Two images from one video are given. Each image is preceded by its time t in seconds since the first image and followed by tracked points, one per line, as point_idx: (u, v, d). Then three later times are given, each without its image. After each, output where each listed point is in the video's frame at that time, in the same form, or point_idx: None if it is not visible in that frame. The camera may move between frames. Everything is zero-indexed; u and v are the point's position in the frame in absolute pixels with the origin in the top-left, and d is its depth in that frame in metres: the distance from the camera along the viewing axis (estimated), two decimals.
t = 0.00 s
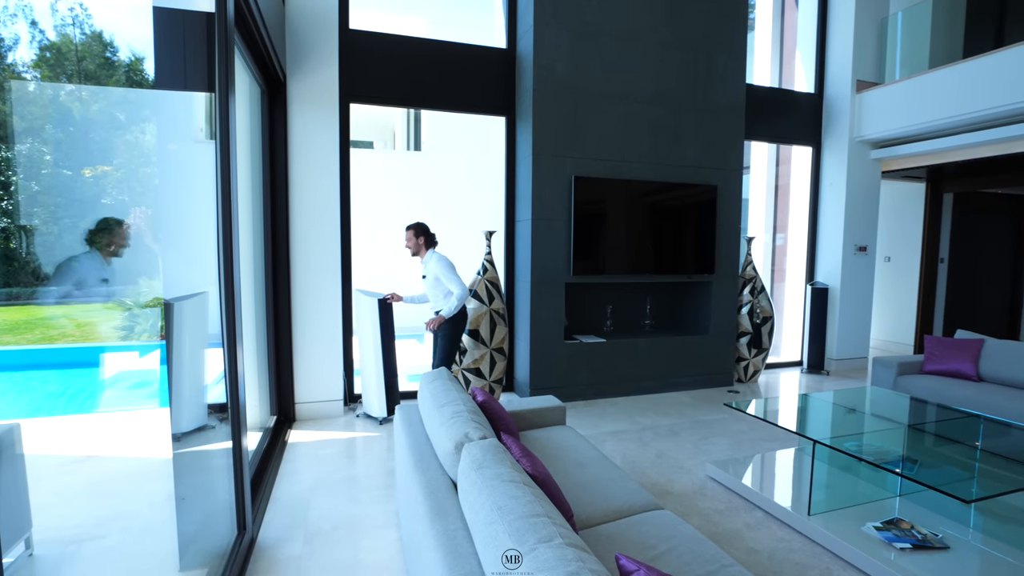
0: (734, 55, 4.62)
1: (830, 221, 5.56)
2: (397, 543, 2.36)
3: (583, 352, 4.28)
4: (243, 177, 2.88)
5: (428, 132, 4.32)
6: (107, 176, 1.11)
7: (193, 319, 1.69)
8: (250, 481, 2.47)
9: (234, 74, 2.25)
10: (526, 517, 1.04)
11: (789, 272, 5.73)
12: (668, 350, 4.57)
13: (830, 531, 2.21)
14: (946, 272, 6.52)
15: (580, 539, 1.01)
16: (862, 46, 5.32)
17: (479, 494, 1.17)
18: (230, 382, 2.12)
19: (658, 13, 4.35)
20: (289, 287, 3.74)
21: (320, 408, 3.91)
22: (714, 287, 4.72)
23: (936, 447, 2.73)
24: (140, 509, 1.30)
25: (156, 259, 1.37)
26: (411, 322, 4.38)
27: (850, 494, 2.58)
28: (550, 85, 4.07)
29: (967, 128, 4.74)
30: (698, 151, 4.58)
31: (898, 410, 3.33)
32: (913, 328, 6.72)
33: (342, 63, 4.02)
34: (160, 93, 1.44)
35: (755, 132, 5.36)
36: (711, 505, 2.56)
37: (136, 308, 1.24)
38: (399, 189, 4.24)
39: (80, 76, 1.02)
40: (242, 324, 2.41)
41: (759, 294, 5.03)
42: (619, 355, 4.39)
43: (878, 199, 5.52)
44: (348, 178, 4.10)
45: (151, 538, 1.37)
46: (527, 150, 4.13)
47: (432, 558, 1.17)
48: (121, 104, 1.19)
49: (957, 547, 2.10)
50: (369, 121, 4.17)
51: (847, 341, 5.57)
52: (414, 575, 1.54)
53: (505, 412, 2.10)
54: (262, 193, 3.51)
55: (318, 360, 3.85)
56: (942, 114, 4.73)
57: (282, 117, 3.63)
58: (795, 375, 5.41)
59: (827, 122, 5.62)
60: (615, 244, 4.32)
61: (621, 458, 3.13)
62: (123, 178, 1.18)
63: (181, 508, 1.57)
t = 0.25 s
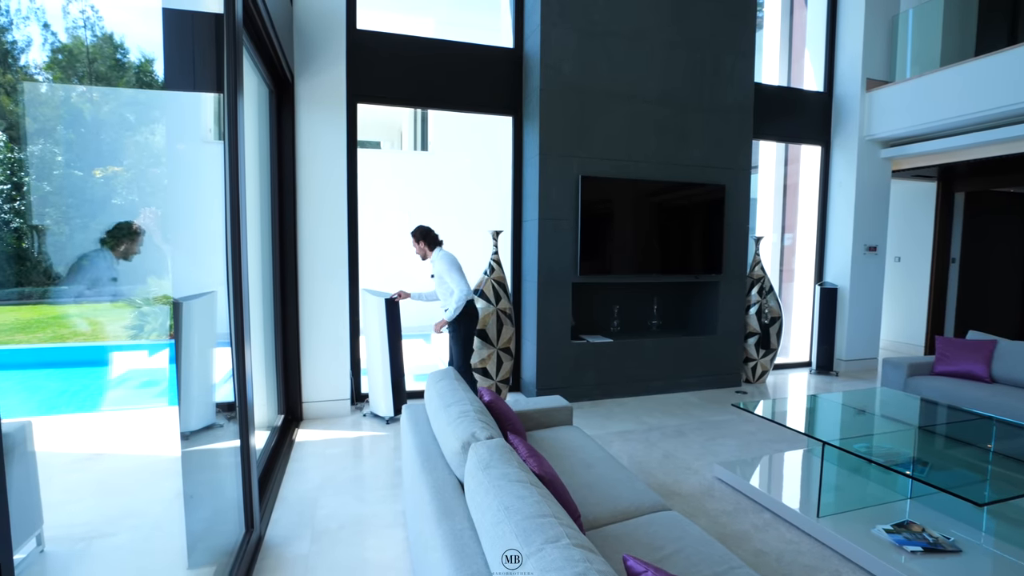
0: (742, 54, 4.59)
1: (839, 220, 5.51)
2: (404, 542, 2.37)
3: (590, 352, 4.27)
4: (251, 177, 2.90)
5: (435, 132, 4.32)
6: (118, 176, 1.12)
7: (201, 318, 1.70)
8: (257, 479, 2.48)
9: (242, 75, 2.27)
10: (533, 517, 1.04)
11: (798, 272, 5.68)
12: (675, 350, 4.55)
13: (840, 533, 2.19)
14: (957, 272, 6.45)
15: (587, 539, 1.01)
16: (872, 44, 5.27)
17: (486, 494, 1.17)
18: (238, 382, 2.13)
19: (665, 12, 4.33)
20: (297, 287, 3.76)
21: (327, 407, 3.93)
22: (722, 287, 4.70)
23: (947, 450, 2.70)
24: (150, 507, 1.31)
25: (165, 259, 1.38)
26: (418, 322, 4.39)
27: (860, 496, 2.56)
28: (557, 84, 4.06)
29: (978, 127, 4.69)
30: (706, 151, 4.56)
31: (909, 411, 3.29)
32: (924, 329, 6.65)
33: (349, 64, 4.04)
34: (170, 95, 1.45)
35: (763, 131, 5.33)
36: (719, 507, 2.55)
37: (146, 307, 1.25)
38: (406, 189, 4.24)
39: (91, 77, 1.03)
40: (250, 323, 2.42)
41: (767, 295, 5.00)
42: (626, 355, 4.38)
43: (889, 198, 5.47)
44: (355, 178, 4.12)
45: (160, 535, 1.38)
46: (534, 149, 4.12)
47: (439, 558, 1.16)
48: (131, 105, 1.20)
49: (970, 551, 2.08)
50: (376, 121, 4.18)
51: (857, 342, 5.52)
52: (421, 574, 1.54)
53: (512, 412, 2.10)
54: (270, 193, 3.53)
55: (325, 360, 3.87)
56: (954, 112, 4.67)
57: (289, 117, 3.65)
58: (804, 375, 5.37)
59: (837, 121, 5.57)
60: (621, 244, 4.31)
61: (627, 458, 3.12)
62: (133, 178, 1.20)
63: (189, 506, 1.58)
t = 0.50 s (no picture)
0: (750, 52, 4.57)
1: (849, 220, 5.47)
2: (411, 541, 2.37)
3: (597, 352, 4.26)
4: (259, 176, 2.92)
5: (442, 132, 4.33)
6: (127, 176, 1.12)
7: (210, 317, 1.71)
8: (265, 478, 2.50)
9: (251, 75, 2.28)
10: (540, 517, 1.03)
11: (806, 272, 5.64)
12: (682, 350, 4.53)
13: (851, 536, 2.17)
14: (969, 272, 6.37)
15: (595, 539, 1.00)
16: (882, 42, 5.22)
17: (494, 494, 1.16)
18: (246, 380, 2.14)
19: (673, 11, 4.31)
20: (305, 286, 3.77)
21: (334, 407, 3.94)
22: (730, 287, 4.67)
23: (959, 452, 2.67)
24: (159, 505, 1.32)
25: (174, 258, 1.39)
26: (425, 321, 4.40)
27: (870, 498, 2.53)
28: (564, 84, 4.06)
29: (990, 125, 4.63)
30: (714, 150, 4.54)
31: (920, 412, 3.26)
32: (935, 330, 6.58)
33: (357, 64, 4.05)
34: (179, 96, 1.46)
35: (772, 130, 5.29)
36: (727, 508, 2.53)
37: (155, 306, 1.26)
38: (413, 189, 4.25)
39: (102, 79, 1.04)
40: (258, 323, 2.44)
41: (776, 295, 4.97)
42: (633, 355, 4.36)
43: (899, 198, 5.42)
44: (363, 178, 4.13)
45: (169, 532, 1.39)
46: (541, 149, 4.12)
47: (447, 558, 1.16)
48: (141, 106, 1.21)
49: (982, 554, 2.05)
50: (383, 121, 4.19)
51: (867, 343, 5.47)
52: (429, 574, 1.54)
53: (519, 412, 2.09)
54: (278, 193, 3.55)
55: (333, 359, 3.88)
56: (968, 110, 4.59)
57: (297, 117, 3.67)
58: (813, 376, 5.33)
59: (847, 120, 5.53)
60: (629, 244, 4.30)
61: (635, 459, 3.11)
62: (142, 178, 1.20)
63: (198, 504, 1.59)
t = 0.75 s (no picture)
0: (760, 50, 4.53)
1: (859, 219, 5.41)
2: (418, 541, 2.37)
3: (605, 352, 4.24)
4: (268, 176, 2.93)
5: (449, 132, 4.33)
6: (138, 177, 1.13)
7: (218, 316, 1.71)
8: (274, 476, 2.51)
9: (260, 75, 2.29)
10: (549, 518, 1.02)
11: (816, 272, 5.59)
12: (691, 351, 4.50)
13: (863, 539, 2.14)
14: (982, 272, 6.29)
15: (605, 541, 0.99)
16: (894, 39, 5.16)
17: (503, 494, 1.16)
18: (254, 379, 2.15)
19: (682, 9, 4.29)
20: (313, 286, 3.78)
21: (342, 406, 3.95)
22: (739, 287, 4.64)
23: (972, 454, 2.63)
24: (168, 503, 1.32)
25: (184, 258, 1.39)
26: (432, 321, 4.40)
27: (882, 500, 2.50)
28: (572, 82, 4.04)
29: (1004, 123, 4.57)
30: (723, 149, 4.50)
31: (932, 414, 3.22)
32: (947, 331, 6.50)
33: (365, 64, 4.06)
34: (189, 96, 1.46)
35: (781, 129, 5.25)
36: (737, 509, 2.51)
37: (164, 305, 1.26)
38: (421, 188, 4.26)
39: (113, 80, 1.04)
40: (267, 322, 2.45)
41: (785, 295, 4.92)
42: (642, 355, 4.34)
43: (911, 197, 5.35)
44: (370, 177, 4.14)
45: (178, 530, 1.39)
46: (549, 148, 4.11)
47: (456, 558, 1.15)
48: (151, 107, 1.21)
49: (998, 558, 2.02)
50: (391, 121, 4.20)
51: (878, 343, 5.41)
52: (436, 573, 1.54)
53: (527, 411, 2.09)
54: (286, 192, 3.56)
55: (340, 359, 3.89)
56: (984, 107, 4.50)
57: (305, 117, 3.68)
58: (823, 377, 5.28)
59: (857, 118, 5.47)
60: (636, 244, 4.28)
61: (643, 459, 3.09)
62: (153, 179, 1.20)
63: (207, 502, 1.59)
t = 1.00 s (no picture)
0: (770, 48, 4.49)
1: (871, 219, 5.35)
2: (427, 541, 2.37)
3: (614, 352, 4.22)
4: (277, 176, 2.94)
5: (458, 132, 4.33)
6: (148, 177, 1.13)
7: (228, 315, 1.72)
8: (283, 475, 2.52)
9: (269, 75, 2.30)
10: (561, 520, 1.01)
11: (828, 272, 5.54)
12: (700, 351, 4.47)
13: (878, 543, 2.11)
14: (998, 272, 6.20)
15: (618, 543, 0.98)
16: (907, 37, 5.09)
17: (513, 495, 1.15)
18: (263, 378, 2.15)
19: (691, 7, 4.25)
20: (322, 285, 3.79)
21: (350, 405, 3.96)
22: (749, 287, 4.60)
23: (988, 457, 2.59)
24: (177, 502, 1.32)
25: (194, 257, 1.39)
26: (440, 321, 4.41)
27: (895, 503, 2.47)
28: (581, 81, 4.03)
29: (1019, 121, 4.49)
30: (733, 147, 4.47)
31: (946, 416, 3.17)
32: (961, 332, 6.41)
33: (373, 64, 4.06)
34: (198, 96, 1.46)
35: (792, 127, 5.20)
36: (748, 512, 2.49)
37: (174, 303, 1.26)
38: (430, 188, 4.26)
39: (124, 81, 1.04)
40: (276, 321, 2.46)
41: (796, 295, 4.88)
42: (650, 356, 4.32)
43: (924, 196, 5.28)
44: (378, 176, 4.15)
45: (188, 528, 1.39)
46: (558, 147, 4.09)
47: (467, 560, 1.14)
48: (161, 108, 1.21)
49: (1017, 564, 1.98)
50: (399, 121, 4.20)
51: (890, 344, 5.35)
52: (446, 575, 1.53)
53: (536, 412, 2.08)
54: (295, 192, 3.57)
55: (349, 359, 3.90)
56: (1000, 105, 4.42)
57: (314, 117, 3.69)
58: (834, 378, 5.23)
59: (869, 116, 5.41)
60: (645, 243, 4.25)
61: (653, 461, 3.07)
62: (162, 180, 1.20)
63: (216, 500, 1.60)
